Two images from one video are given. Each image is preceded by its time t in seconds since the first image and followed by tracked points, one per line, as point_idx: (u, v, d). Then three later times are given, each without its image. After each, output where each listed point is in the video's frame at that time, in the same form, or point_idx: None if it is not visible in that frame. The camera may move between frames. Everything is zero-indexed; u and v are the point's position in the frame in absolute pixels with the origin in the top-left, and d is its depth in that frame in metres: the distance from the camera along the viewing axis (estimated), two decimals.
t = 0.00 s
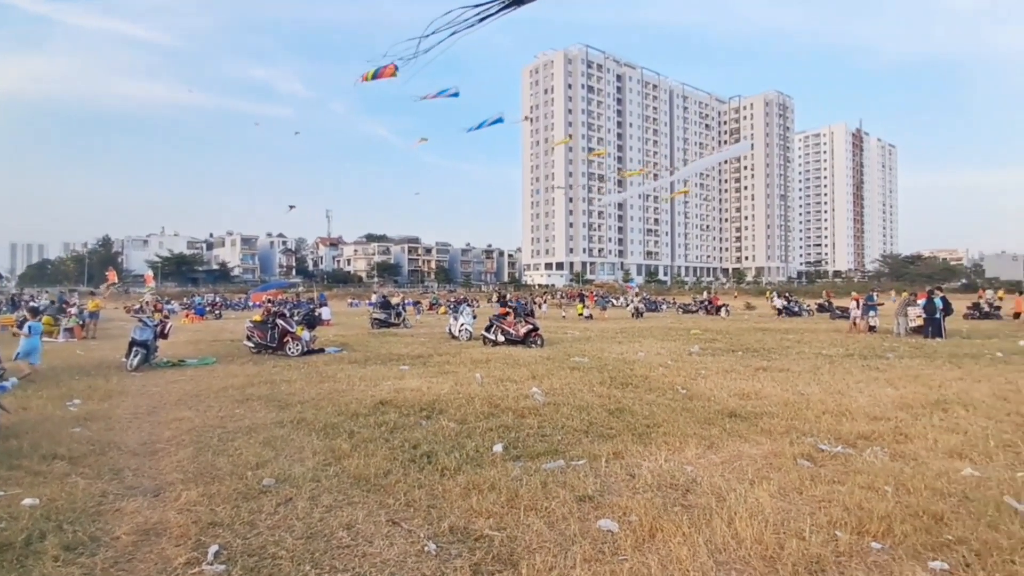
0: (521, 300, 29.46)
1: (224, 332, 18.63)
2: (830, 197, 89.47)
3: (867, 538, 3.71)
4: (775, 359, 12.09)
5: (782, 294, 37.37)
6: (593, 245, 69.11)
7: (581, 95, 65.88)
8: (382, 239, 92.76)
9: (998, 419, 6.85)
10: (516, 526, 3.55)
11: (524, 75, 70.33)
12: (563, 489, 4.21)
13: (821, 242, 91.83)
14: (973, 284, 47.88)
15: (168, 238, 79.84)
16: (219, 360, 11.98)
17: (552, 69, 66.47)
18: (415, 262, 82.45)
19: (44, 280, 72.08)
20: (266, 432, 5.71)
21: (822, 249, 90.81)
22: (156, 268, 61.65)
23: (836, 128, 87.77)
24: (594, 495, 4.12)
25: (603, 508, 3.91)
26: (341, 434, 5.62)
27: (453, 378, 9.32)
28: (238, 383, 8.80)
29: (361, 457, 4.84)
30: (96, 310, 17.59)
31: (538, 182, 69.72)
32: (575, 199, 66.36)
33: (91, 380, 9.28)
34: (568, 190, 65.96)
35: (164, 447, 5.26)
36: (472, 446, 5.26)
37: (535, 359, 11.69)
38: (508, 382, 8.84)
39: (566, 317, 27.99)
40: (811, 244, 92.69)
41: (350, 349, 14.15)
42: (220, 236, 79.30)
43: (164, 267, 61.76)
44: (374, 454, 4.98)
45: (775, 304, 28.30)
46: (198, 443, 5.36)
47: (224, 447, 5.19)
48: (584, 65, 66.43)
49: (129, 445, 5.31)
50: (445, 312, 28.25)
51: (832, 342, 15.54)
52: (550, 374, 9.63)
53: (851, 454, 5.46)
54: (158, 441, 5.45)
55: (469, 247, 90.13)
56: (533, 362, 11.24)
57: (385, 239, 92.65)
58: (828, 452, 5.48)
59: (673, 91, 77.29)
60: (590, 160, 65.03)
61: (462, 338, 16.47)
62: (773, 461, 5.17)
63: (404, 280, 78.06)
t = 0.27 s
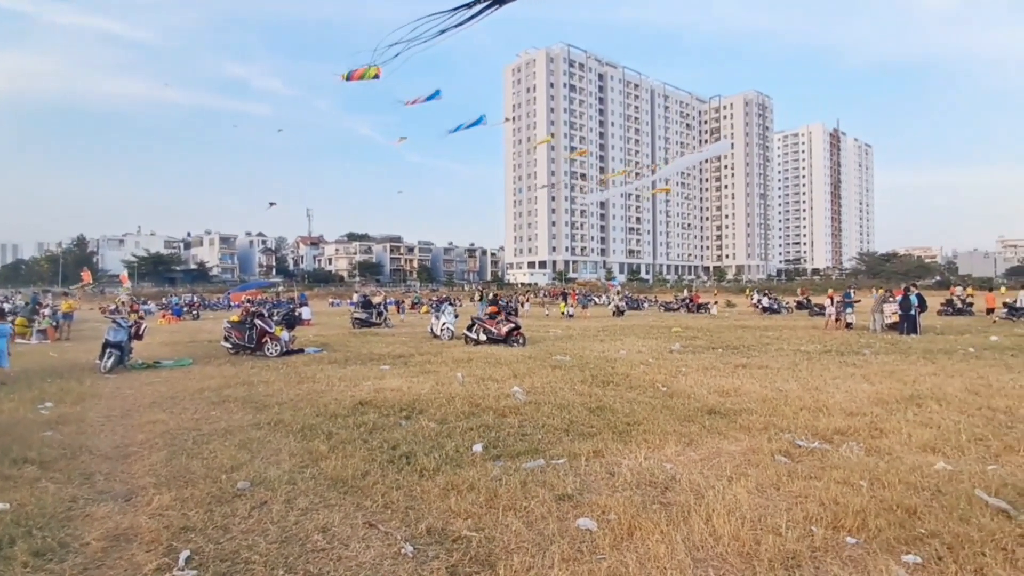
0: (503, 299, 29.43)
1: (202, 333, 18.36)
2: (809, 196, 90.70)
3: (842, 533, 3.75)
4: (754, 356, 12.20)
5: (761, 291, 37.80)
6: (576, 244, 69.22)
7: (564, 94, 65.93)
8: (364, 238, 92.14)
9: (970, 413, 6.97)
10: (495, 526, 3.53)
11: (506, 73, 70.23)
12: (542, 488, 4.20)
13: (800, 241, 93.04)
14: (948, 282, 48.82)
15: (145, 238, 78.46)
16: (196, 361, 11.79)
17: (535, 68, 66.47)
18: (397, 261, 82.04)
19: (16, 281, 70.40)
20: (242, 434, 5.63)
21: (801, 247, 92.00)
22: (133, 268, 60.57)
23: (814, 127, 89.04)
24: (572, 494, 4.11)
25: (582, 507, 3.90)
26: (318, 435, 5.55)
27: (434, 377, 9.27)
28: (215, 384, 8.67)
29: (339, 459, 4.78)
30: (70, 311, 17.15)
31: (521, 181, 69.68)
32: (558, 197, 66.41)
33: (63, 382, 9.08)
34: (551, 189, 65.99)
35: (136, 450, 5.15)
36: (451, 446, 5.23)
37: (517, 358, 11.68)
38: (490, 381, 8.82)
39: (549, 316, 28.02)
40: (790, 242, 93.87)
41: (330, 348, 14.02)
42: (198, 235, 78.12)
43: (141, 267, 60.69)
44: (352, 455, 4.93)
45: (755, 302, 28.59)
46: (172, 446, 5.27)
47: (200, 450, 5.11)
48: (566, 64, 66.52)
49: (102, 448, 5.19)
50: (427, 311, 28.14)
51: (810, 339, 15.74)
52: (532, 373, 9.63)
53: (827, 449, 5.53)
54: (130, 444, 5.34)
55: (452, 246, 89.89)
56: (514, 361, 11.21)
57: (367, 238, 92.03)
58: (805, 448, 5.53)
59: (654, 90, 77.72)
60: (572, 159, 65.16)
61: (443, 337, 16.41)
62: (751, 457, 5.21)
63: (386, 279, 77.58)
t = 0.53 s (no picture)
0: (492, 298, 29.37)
1: (187, 334, 18.15)
2: (796, 196, 91.39)
3: (824, 531, 3.76)
4: (742, 355, 12.23)
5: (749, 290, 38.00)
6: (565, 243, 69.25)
7: (553, 93, 65.94)
8: (352, 238, 91.69)
9: (952, 410, 7.04)
10: (476, 529, 3.50)
11: (495, 73, 70.13)
12: (525, 489, 4.17)
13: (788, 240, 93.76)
14: (932, 279, 49.40)
15: (130, 238, 77.58)
16: (180, 362, 11.66)
17: (523, 67, 66.39)
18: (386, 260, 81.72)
19: None
20: (223, 437, 5.55)
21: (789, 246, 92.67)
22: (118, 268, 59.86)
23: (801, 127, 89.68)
24: (556, 495, 4.08)
25: (565, 508, 3.88)
26: (300, 437, 5.49)
27: (420, 378, 9.21)
28: (198, 386, 8.57)
29: (320, 461, 4.73)
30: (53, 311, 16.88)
31: (510, 180, 69.61)
32: (547, 197, 66.42)
33: (43, 384, 8.94)
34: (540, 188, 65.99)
35: (115, 453, 5.07)
36: (435, 448, 5.18)
37: (504, 358, 11.64)
38: (476, 381, 8.79)
39: (538, 315, 28.02)
40: (777, 241, 94.55)
41: (317, 349, 13.92)
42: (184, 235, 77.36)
43: (126, 267, 60.00)
44: (334, 457, 4.87)
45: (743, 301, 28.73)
46: (152, 448, 5.18)
47: (180, 452, 5.04)
48: (555, 63, 66.52)
49: (79, 452, 5.10)
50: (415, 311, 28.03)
51: (797, 337, 15.82)
52: (518, 372, 9.61)
53: (811, 447, 5.54)
54: (109, 447, 5.25)
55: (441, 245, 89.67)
56: (502, 361, 11.19)
57: (355, 238, 91.59)
58: (790, 446, 5.54)
59: (643, 90, 77.93)
60: (561, 158, 65.22)
61: (430, 337, 16.34)
62: (736, 456, 5.21)
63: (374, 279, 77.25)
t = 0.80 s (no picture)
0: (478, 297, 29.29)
1: (167, 334, 17.88)
2: (779, 195, 92.25)
3: (803, 530, 3.76)
4: (725, 354, 12.27)
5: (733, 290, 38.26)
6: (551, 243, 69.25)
7: (539, 92, 65.93)
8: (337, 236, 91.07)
9: (930, 408, 7.11)
10: (453, 530, 3.46)
11: (481, 71, 69.97)
12: (505, 490, 4.13)
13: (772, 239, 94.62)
14: (912, 279, 50.05)
15: (110, 236, 76.39)
16: (159, 362, 11.48)
17: (510, 66, 66.29)
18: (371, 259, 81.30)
19: None
20: (199, 438, 5.45)
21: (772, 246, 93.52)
22: (98, 268, 58.93)
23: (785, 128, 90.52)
24: (536, 495, 4.06)
25: (545, 508, 3.85)
26: (278, 439, 5.41)
27: (402, 377, 9.14)
28: (177, 386, 8.43)
29: (297, 462, 4.66)
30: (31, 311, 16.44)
31: (496, 179, 69.50)
32: (533, 196, 66.39)
33: (16, 386, 8.75)
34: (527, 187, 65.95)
35: (87, 455, 4.95)
36: (415, 448, 5.13)
37: (488, 357, 11.59)
38: (459, 381, 8.74)
39: (523, 314, 28.00)
40: (761, 240, 95.37)
41: (299, 349, 13.78)
42: (166, 234, 76.33)
43: (107, 267, 59.09)
44: (312, 458, 4.80)
45: (727, 300, 28.92)
46: (126, 450, 5.08)
47: (154, 454, 4.94)
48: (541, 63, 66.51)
49: (50, 454, 4.98)
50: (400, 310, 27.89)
51: (779, 336, 15.95)
52: (502, 372, 9.57)
53: (791, 445, 5.56)
54: (81, 449, 5.13)
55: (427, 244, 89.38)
56: (485, 360, 11.15)
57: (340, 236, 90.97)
58: (770, 444, 5.56)
59: (629, 90, 78.21)
60: (547, 157, 65.21)
61: (415, 336, 16.24)
62: (717, 455, 5.21)
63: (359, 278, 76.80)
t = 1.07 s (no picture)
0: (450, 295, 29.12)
1: (130, 332, 17.37)
2: (749, 196, 93.77)
3: (769, 525, 3.81)
4: (695, 351, 12.41)
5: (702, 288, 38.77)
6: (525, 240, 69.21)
7: (513, 90, 65.88)
8: (308, 233, 89.72)
9: (892, 404, 7.27)
10: (420, 531, 3.41)
11: (455, 68, 69.58)
12: (474, 489, 4.09)
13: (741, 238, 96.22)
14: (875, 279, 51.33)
15: (71, 231, 74.02)
16: (119, 361, 11.14)
17: (484, 63, 66.07)
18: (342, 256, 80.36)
19: None
20: (160, 440, 5.30)
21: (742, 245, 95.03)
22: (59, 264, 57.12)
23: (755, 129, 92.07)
24: (504, 494, 4.04)
25: (514, 508, 3.83)
26: (243, 439, 5.29)
27: (372, 376, 9.03)
28: (137, 386, 8.19)
29: (262, 463, 4.56)
30: None
31: (470, 176, 69.22)
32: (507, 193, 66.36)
33: None
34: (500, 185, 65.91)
35: (42, 458, 4.78)
36: (383, 447, 5.06)
37: (460, 355, 11.52)
38: (430, 379, 8.67)
39: (496, 313, 27.91)
40: (731, 240, 96.90)
41: (266, 347, 13.50)
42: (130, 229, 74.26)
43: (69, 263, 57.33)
44: (277, 459, 4.71)
45: (698, 298, 29.27)
46: (83, 453, 4.91)
47: (112, 456, 4.79)
48: (516, 60, 66.44)
49: (2, 458, 4.78)
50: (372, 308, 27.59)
51: (749, 334, 16.17)
52: (474, 370, 9.52)
53: (758, 442, 5.63)
54: (36, 452, 4.95)
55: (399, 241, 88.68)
56: (457, 358, 11.08)
57: (311, 233, 89.64)
58: (737, 441, 5.62)
59: (603, 89, 78.52)
60: (521, 155, 65.24)
61: (387, 334, 16.05)
62: (685, 452, 5.25)
63: (331, 275, 75.86)
